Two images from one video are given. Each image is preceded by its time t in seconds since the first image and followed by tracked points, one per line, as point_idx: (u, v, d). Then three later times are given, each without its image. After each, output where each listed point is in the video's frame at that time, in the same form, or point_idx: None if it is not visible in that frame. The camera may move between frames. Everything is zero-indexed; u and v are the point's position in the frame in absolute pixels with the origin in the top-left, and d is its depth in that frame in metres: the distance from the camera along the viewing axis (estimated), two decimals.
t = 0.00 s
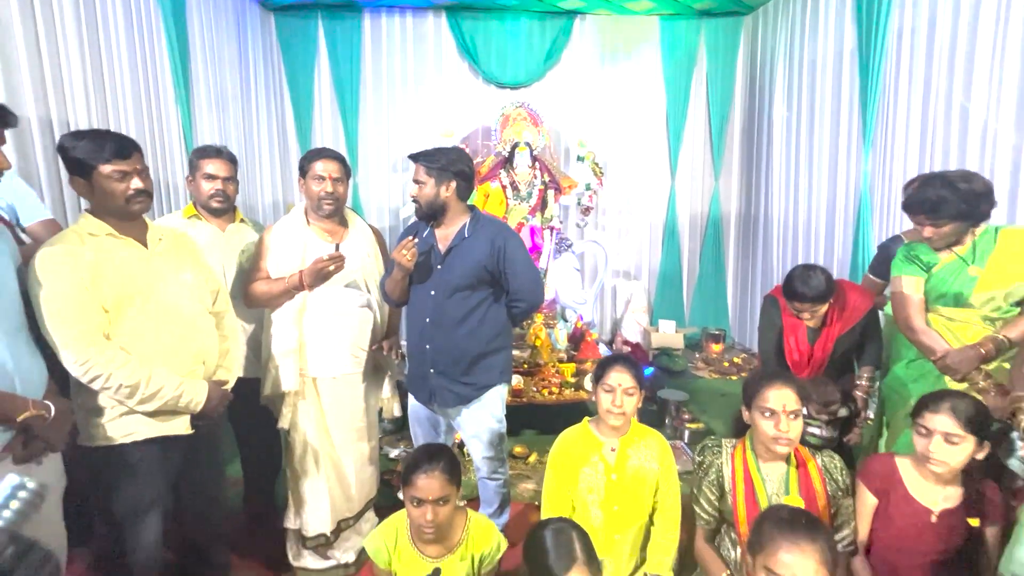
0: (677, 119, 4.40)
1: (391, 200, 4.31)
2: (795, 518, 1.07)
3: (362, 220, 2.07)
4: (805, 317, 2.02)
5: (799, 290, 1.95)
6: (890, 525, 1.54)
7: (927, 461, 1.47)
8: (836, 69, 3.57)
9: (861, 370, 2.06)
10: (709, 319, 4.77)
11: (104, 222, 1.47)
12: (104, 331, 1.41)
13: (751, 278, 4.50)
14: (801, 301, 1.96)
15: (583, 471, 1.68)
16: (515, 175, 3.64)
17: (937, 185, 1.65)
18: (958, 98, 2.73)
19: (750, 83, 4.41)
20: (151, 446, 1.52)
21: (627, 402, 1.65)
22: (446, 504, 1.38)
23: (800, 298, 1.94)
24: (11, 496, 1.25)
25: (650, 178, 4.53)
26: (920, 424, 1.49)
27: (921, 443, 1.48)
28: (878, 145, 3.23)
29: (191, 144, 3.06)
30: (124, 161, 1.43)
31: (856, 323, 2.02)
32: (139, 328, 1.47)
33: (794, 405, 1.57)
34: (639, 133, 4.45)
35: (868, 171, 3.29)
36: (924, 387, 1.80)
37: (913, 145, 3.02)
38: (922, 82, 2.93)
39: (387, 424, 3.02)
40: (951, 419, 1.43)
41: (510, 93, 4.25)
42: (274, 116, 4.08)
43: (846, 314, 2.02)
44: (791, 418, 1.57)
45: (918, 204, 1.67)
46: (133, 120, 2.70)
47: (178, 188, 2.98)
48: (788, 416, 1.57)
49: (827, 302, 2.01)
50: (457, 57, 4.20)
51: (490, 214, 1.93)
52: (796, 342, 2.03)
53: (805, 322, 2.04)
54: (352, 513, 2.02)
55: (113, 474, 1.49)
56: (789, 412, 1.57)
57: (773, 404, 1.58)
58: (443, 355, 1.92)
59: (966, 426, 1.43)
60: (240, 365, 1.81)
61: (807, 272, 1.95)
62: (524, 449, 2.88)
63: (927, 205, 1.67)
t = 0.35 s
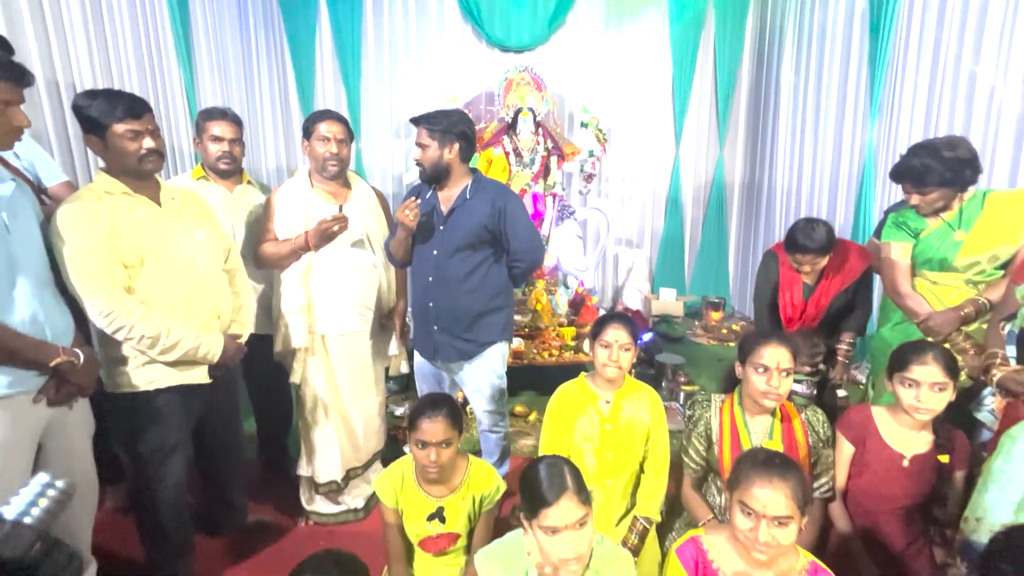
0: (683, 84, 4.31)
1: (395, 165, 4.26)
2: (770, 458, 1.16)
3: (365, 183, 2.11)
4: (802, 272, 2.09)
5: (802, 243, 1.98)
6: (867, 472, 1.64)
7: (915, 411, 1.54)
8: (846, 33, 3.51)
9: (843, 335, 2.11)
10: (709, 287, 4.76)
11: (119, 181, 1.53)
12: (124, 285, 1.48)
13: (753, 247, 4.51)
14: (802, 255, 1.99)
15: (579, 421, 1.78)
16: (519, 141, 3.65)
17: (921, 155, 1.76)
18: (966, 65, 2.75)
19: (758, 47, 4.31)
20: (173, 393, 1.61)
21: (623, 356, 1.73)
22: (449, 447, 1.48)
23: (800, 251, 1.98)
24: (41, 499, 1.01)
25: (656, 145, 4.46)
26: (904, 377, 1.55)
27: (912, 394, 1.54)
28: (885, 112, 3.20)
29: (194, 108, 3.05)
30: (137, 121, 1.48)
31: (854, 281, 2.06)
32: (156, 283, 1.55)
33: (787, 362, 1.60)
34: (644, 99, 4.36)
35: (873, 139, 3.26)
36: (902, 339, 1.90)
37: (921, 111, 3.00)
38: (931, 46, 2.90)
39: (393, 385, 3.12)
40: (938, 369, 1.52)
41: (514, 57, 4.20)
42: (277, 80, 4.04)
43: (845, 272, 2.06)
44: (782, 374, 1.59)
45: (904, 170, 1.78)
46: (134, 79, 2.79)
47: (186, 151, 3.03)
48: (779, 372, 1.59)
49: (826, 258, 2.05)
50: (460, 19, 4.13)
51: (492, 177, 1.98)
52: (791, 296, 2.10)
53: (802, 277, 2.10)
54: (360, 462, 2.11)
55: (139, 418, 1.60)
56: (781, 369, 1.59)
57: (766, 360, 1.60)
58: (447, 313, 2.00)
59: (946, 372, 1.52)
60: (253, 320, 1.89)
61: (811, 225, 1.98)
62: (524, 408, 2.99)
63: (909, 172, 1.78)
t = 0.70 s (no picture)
0: (704, 45, 4.13)
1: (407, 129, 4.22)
2: (763, 415, 1.19)
3: (375, 145, 2.12)
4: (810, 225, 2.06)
5: (815, 193, 1.94)
6: (866, 435, 1.66)
7: (909, 370, 1.55)
8: None
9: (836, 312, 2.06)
10: (723, 257, 4.64)
11: (133, 140, 1.56)
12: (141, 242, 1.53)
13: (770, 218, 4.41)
14: (814, 205, 1.96)
15: (583, 381, 1.82)
16: (531, 105, 3.57)
17: (938, 118, 1.72)
18: (1005, 24, 2.63)
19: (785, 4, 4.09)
20: (191, 346, 1.68)
21: (628, 319, 1.75)
22: (454, 401, 1.54)
23: (813, 200, 1.94)
24: (52, 509, 0.78)
25: (673, 110, 4.32)
26: (902, 335, 1.56)
27: (909, 352, 1.54)
28: (914, 76, 3.08)
29: (207, 68, 3.06)
30: (145, 79, 1.50)
31: (862, 239, 2.02)
32: (172, 241, 1.59)
33: (793, 328, 1.58)
34: (663, 60, 4.21)
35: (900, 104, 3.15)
36: (907, 304, 1.92)
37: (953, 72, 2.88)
38: (969, 4, 2.77)
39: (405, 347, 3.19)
40: (934, 328, 1.51)
41: (529, 17, 4.06)
42: (287, 39, 3.97)
43: (853, 229, 2.03)
44: (787, 341, 1.58)
45: (921, 135, 1.75)
46: (148, 39, 2.81)
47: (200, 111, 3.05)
48: (783, 339, 1.57)
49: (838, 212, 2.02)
50: None
51: (501, 139, 1.98)
52: (794, 250, 2.08)
53: (809, 231, 2.07)
54: (371, 419, 2.18)
55: (160, 370, 1.67)
56: (786, 335, 1.57)
57: (771, 326, 1.58)
58: (455, 275, 2.02)
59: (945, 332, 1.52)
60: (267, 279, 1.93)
61: (826, 174, 1.94)
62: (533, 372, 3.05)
63: (928, 137, 1.75)
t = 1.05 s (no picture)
0: None
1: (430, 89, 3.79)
2: (764, 372, 1.20)
3: (390, 103, 2.12)
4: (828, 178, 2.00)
5: (830, 139, 1.89)
6: (874, 400, 1.65)
7: (911, 330, 1.54)
8: None
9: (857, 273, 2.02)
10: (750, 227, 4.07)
11: (154, 97, 1.60)
12: (164, 197, 1.59)
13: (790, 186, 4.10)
14: (826, 152, 1.90)
15: (591, 341, 1.85)
16: (554, 64, 3.26)
17: (982, 71, 1.67)
18: None
19: None
20: (216, 299, 1.76)
21: (638, 281, 1.75)
22: (462, 355, 1.59)
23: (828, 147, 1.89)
24: (30, 524, 1.01)
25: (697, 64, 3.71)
26: (908, 297, 1.55)
27: (909, 313, 1.54)
28: (965, 30, 3.14)
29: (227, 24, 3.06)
30: (162, 35, 1.52)
31: (882, 193, 1.97)
32: (193, 196, 1.64)
33: (804, 293, 1.56)
34: None
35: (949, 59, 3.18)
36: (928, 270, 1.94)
37: (1003, 32, 3.06)
38: None
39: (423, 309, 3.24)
40: (938, 287, 1.49)
41: None
42: None
43: (875, 181, 1.97)
44: (796, 305, 1.56)
45: (960, 90, 1.70)
46: None
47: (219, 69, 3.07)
48: (794, 303, 1.56)
49: (856, 161, 1.95)
50: None
51: (515, 97, 1.95)
52: (810, 206, 2.03)
53: (827, 184, 2.01)
54: (387, 374, 2.25)
55: (187, 320, 1.76)
56: (797, 299, 1.55)
57: (784, 290, 1.56)
58: (468, 235, 2.04)
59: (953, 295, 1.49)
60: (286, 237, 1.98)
61: (843, 124, 1.87)
62: (548, 334, 3.07)
63: (967, 92, 1.70)
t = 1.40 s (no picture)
0: None
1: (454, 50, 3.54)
2: (771, 331, 1.20)
3: (409, 58, 2.10)
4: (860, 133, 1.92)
5: (857, 91, 1.79)
6: (893, 365, 1.61)
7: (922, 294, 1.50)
8: None
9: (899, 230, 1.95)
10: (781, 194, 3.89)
11: (178, 50, 1.62)
12: (190, 150, 1.64)
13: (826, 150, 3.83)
14: (849, 104, 1.82)
15: (604, 300, 1.85)
16: (583, 19, 3.00)
17: None
18: None
19: None
20: (241, 252, 1.83)
21: (653, 240, 1.74)
22: (475, 308, 1.63)
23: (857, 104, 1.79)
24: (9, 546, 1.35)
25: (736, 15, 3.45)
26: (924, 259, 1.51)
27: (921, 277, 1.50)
28: None
29: None
30: None
31: (921, 145, 1.87)
32: (218, 149, 1.69)
33: (821, 254, 1.52)
34: None
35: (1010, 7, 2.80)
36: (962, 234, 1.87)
37: None
38: None
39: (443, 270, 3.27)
40: (965, 252, 1.43)
41: None
42: None
43: (913, 132, 1.87)
44: (812, 267, 1.52)
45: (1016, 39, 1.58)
46: None
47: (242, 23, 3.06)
48: (810, 264, 1.52)
49: (892, 112, 1.86)
50: None
51: (535, 50, 1.91)
52: (841, 164, 1.95)
53: (859, 140, 1.93)
54: (406, 330, 2.30)
55: (215, 271, 1.84)
56: (813, 261, 1.52)
57: (800, 251, 1.53)
58: (486, 192, 2.04)
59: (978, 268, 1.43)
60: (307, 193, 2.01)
61: (874, 73, 1.77)
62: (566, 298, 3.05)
63: None
